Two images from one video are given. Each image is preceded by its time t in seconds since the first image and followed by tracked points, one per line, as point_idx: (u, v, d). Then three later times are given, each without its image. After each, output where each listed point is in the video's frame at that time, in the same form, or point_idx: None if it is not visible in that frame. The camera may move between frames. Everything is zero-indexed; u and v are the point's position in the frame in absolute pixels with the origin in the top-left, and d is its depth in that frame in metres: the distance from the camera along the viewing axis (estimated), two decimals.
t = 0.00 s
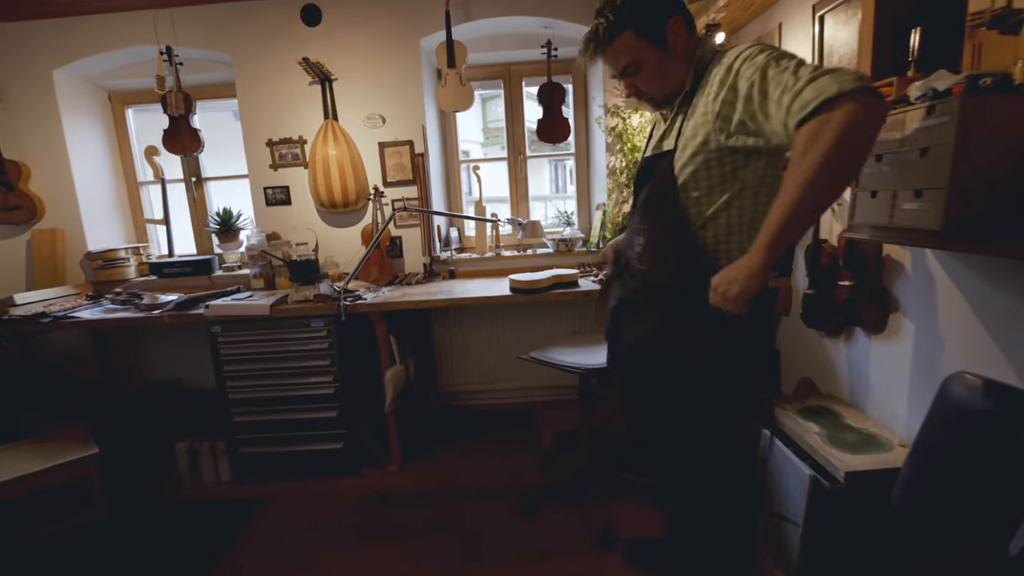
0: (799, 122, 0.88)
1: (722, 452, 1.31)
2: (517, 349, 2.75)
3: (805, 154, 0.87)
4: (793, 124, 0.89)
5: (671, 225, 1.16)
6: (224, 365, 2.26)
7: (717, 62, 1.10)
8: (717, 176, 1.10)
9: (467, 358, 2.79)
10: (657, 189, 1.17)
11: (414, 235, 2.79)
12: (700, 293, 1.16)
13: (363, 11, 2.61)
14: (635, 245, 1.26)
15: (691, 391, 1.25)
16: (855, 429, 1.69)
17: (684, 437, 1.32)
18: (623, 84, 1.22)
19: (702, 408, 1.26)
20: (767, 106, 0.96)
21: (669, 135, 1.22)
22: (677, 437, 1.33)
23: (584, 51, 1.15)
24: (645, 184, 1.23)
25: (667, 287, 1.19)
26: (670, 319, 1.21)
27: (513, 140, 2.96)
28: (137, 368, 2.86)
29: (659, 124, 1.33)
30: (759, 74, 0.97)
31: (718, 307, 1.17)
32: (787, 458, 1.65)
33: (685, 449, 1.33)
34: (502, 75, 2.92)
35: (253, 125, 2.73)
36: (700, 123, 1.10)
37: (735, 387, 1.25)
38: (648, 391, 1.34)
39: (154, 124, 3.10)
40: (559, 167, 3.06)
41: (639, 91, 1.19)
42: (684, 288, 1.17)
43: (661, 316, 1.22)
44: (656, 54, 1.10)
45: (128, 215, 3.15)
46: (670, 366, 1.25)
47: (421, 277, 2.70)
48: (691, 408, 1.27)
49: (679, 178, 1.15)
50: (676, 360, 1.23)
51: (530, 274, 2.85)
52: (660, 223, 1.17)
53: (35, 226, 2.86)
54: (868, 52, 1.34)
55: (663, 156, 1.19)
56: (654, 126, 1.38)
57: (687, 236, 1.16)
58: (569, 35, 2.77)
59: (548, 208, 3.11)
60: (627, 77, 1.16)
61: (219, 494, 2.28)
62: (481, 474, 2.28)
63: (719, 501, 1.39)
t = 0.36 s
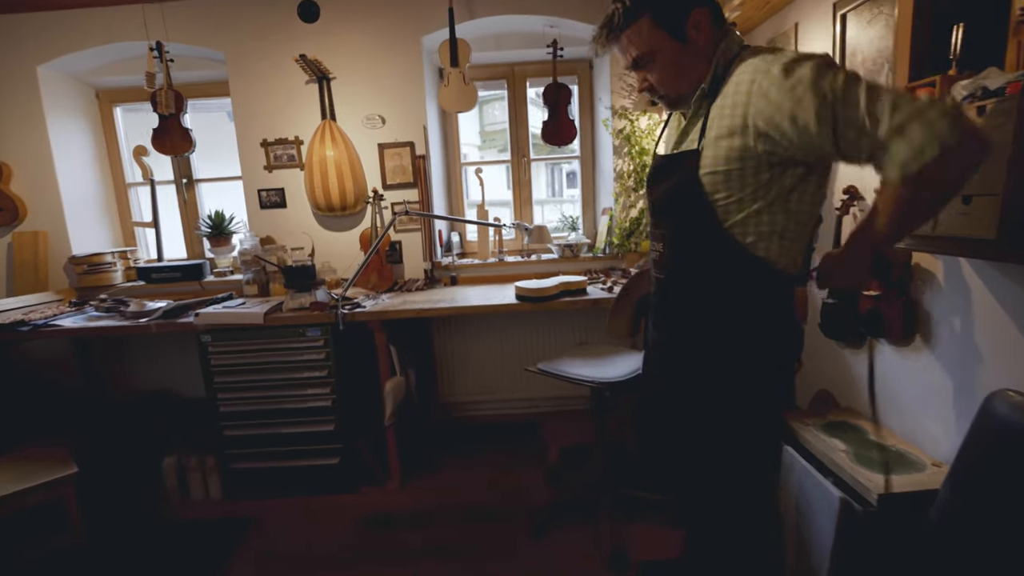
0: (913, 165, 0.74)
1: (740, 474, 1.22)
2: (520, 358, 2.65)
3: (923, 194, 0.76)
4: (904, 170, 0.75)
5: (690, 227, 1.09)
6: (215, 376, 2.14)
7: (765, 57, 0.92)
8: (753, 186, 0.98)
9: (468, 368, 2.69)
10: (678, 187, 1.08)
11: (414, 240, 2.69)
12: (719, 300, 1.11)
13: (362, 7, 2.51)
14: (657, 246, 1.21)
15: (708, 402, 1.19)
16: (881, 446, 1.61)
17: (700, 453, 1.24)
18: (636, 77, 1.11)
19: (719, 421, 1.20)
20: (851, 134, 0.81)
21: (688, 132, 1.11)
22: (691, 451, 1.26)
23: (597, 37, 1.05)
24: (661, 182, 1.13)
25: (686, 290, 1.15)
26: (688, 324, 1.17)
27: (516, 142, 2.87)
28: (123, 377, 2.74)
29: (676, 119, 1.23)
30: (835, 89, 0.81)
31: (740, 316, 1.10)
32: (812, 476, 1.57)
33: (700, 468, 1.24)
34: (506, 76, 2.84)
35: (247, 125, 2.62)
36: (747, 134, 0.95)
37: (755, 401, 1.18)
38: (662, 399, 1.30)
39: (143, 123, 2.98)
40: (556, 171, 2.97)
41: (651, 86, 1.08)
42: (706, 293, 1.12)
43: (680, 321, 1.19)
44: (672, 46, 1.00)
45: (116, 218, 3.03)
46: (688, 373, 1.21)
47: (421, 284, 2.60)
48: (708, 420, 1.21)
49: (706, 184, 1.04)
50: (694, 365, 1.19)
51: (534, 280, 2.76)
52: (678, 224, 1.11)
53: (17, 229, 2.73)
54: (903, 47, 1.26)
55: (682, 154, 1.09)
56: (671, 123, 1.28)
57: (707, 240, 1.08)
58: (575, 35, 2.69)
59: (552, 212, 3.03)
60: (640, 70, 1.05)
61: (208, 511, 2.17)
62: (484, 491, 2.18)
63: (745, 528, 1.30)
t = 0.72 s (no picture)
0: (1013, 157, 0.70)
1: (772, 509, 1.11)
2: (525, 366, 2.57)
3: (1009, 200, 0.72)
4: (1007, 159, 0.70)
5: (723, 233, 0.97)
6: (207, 386, 2.03)
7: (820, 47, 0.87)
8: (803, 186, 0.88)
9: (471, 376, 2.60)
10: (711, 189, 0.97)
11: (415, 244, 2.60)
12: (754, 317, 0.98)
13: (363, 2, 2.42)
14: (682, 253, 1.08)
15: (740, 429, 1.07)
16: (910, 462, 1.55)
17: (729, 485, 1.12)
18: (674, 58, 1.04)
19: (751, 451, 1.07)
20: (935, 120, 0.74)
21: (727, 126, 1.01)
22: (718, 483, 1.13)
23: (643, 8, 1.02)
24: (692, 183, 1.02)
25: (714, 305, 1.02)
26: (717, 342, 1.05)
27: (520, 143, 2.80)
28: (108, 385, 2.61)
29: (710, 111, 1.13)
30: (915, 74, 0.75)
31: (777, 334, 0.98)
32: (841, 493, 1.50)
33: (730, 499, 1.13)
34: (510, 75, 2.76)
35: (241, 123, 2.51)
36: (799, 125, 0.86)
37: (790, 430, 1.05)
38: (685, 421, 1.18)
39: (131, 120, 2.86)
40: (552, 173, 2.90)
41: (686, 67, 1.01)
42: (738, 309, 0.99)
43: (707, 338, 1.06)
44: (712, 21, 0.93)
45: (102, 218, 2.90)
46: (718, 399, 1.08)
47: (423, 289, 2.51)
48: (739, 449, 1.08)
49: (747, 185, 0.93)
50: (723, 389, 1.07)
51: (539, 285, 2.68)
52: (709, 230, 0.99)
53: None
54: (944, 46, 1.19)
55: (719, 153, 0.97)
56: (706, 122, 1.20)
57: (742, 249, 0.96)
58: (582, 34, 2.63)
59: (556, 215, 2.95)
60: (676, 46, 0.99)
61: (199, 528, 2.05)
62: (491, 505, 2.08)
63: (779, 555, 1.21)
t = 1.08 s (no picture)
0: (963, 243, 0.64)
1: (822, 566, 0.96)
2: (528, 374, 2.50)
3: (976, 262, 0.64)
4: (952, 240, 0.64)
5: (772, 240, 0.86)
6: (197, 401, 1.92)
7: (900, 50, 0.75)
8: (846, 203, 0.77)
9: (472, 385, 2.52)
10: (759, 190, 0.86)
11: (414, 249, 2.51)
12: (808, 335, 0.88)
13: None
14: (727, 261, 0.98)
15: (778, 464, 0.95)
16: (935, 470, 1.51)
17: (779, 540, 0.98)
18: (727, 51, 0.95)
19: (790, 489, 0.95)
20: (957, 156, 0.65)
21: (776, 123, 0.91)
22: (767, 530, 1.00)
23: None
24: (739, 183, 0.92)
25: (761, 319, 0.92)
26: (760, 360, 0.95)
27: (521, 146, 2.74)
28: (90, 399, 2.48)
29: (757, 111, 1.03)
30: (973, 120, 0.65)
31: (833, 357, 0.87)
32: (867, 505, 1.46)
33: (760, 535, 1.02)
34: (511, 76, 2.70)
35: (232, 123, 2.41)
36: (844, 130, 0.75)
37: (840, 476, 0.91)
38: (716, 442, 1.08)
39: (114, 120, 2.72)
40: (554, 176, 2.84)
41: (740, 61, 0.91)
42: (789, 323, 0.90)
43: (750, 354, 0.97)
44: (773, 10, 0.83)
45: (83, 223, 2.76)
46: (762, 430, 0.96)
47: (423, 296, 2.43)
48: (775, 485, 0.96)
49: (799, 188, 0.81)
50: (763, 414, 0.96)
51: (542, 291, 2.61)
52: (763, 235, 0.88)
53: None
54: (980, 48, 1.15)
55: (770, 151, 0.87)
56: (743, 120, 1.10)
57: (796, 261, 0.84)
58: (585, 35, 2.57)
59: (559, 219, 2.89)
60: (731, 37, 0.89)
61: (189, 551, 1.94)
62: (498, 521, 2.00)
63: None
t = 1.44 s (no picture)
0: (908, 258, 0.66)
1: None
2: (516, 380, 2.45)
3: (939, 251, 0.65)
4: (896, 251, 0.67)
5: (805, 243, 0.86)
6: (165, 415, 1.79)
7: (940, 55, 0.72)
8: (863, 200, 0.78)
9: (458, 392, 2.44)
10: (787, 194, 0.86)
11: (397, 252, 2.42)
12: (837, 341, 0.86)
13: None
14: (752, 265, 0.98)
15: (805, 475, 0.91)
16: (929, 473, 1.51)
17: (800, 556, 0.95)
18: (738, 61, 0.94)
19: (817, 502, 0.91)
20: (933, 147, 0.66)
21: (798, 125, 0.88)
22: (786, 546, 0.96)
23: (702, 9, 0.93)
24: (764, 186, 0.91)
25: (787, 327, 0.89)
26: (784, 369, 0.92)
27: (507, 147, 2.68)
28: (44, 414, 2.29)
29: (767, 109, 1.01)
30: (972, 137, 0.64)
31: (861, 364, 0.85)
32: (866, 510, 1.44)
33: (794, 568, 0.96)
34: (496, 75, 2.64)
35: (202, 120, 2.27)
36: (861, 124, 0.76)
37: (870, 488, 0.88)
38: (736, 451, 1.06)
39: (71, 115, 2.54)
40: (539, 178, 2.79)
41: (751, 68, 0.90)
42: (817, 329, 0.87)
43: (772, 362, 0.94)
44: (781, 16, 0.82)
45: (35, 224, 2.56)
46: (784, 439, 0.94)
47: (407, 300, 2.34)
48: (801, 497, 0.92)
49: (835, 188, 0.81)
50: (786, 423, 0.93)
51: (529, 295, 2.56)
52: (793, 237, 0.88)
53: None
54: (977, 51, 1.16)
55: (797, 152, 0.86)
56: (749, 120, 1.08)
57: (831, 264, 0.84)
58: (572, 35, 2.54)
59: (545, 222, 2.84)
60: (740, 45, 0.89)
61: None
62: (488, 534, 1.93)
63: None
